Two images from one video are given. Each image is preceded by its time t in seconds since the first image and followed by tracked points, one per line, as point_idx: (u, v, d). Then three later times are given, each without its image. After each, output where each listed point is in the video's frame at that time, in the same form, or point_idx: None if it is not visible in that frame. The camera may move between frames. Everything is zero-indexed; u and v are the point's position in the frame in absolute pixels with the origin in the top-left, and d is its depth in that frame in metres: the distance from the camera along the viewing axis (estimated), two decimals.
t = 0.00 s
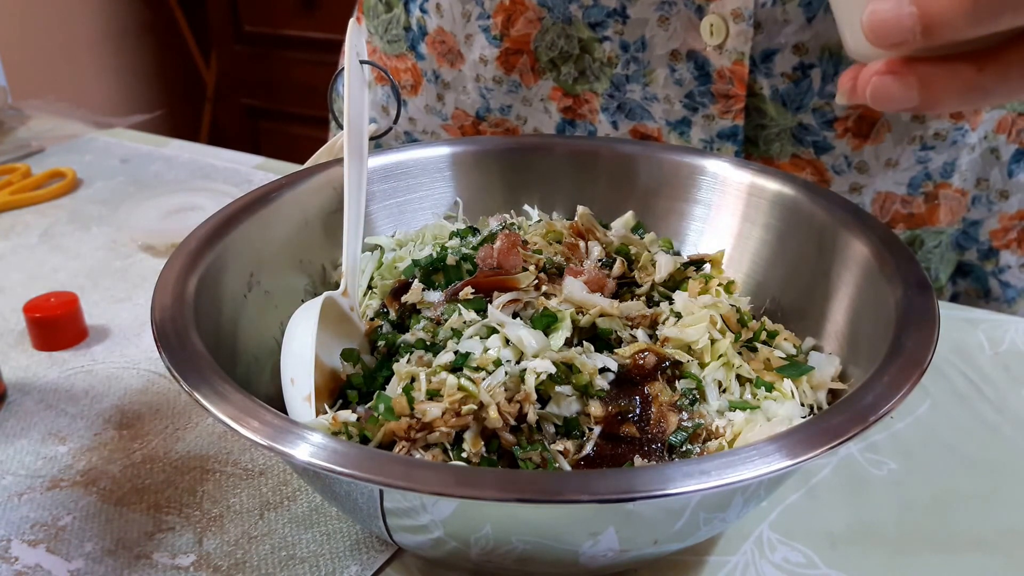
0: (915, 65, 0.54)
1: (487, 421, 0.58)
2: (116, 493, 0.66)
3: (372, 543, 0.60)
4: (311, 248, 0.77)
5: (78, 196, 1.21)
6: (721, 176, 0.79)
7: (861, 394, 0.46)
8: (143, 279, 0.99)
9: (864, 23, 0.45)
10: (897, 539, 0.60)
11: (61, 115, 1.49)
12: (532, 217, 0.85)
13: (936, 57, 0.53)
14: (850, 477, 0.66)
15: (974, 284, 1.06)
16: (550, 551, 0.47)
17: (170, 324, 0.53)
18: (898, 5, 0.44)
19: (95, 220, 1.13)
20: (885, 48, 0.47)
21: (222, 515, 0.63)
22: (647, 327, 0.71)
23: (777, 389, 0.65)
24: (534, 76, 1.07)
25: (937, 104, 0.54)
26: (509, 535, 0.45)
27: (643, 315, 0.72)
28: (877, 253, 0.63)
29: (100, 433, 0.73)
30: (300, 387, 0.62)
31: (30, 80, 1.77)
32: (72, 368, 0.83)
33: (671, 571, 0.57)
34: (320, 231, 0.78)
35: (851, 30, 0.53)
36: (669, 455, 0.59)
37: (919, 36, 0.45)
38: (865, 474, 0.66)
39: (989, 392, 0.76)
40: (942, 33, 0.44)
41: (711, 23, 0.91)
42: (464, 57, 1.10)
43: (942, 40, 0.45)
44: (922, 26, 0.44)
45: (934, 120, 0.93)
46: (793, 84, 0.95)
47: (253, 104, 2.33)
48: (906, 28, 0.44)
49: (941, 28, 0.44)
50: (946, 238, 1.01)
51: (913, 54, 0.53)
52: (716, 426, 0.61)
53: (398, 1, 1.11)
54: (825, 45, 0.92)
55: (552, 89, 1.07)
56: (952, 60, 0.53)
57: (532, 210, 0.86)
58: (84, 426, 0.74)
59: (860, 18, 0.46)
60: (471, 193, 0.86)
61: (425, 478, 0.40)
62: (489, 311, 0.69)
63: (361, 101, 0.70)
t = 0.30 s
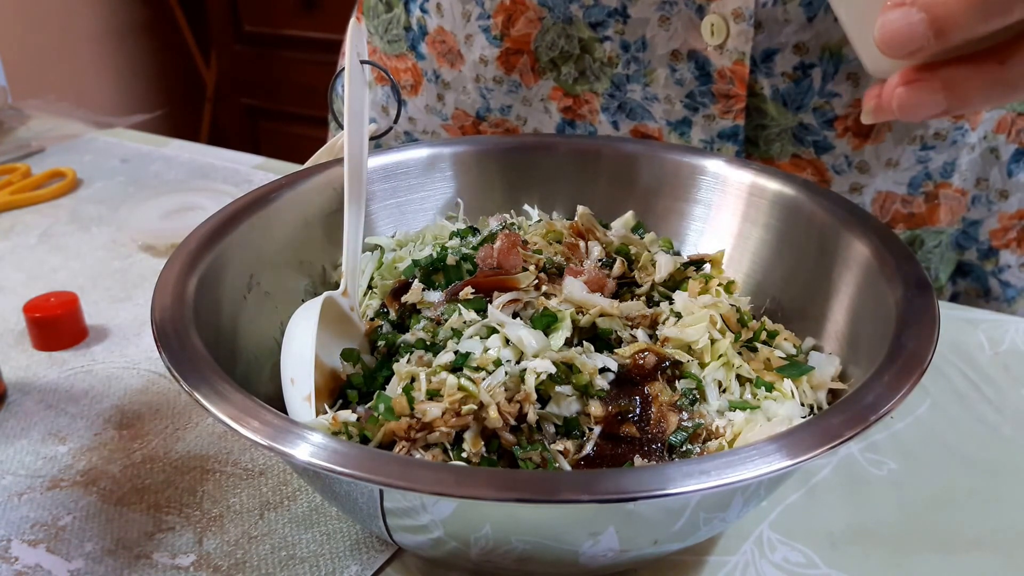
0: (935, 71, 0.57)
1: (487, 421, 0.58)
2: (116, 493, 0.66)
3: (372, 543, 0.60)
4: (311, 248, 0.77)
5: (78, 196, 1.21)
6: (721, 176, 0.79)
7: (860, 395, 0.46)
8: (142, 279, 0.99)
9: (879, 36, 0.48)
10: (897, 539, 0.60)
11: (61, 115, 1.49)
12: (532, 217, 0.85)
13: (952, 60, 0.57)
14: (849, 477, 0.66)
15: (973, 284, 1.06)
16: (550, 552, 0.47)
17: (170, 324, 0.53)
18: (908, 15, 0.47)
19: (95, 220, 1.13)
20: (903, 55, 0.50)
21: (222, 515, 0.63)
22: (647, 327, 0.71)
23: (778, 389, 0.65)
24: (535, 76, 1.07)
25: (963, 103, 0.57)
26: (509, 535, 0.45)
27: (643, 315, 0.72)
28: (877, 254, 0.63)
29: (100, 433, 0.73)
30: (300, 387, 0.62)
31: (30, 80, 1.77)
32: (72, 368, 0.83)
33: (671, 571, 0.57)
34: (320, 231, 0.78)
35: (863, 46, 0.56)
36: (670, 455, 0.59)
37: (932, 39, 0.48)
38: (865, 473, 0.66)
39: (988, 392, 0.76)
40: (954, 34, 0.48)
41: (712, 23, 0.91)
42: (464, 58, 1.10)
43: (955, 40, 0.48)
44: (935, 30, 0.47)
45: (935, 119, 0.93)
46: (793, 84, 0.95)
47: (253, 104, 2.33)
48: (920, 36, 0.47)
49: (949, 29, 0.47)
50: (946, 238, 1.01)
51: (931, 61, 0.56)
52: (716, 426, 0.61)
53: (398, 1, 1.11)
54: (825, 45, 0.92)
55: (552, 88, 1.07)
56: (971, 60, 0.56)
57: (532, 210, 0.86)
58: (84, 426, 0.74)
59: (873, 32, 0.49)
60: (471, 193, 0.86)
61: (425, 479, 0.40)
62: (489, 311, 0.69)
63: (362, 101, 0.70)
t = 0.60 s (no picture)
0: (918, 85, 0.57)
1: (487, 421, 0.58)
2: (116, 493, 0.66)
3: (372, 543, 0.60)
4: (311, 248, 0.77)
5: (78, 196, 1.21)
6: (722, 176, 0.79)
7: (860, 394, 0.46)
8: (142, 279, 0.99)
9: (866, 50, 0.46)
10: (897, 539, 0.60)
11: (61, 115, 1.49)
12: (532, 217, 0.85)
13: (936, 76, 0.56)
14: (849, 477, 0.66)
15: (974, 283, 1.05)
16: (550, 551, 0.47)
17: (170, 324, 0.53)
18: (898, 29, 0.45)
19: (95, 220, 1.13)
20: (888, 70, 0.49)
21: (222, 515, 0.63)
22: (647, 327, 0.71)
23: (778, 389, 0.65)
24: (535, 77, 1.07)
25: (941, 120, 0.57)
26: (509, 535, 0.45)
27: (643, 315, 0.72)
28: (877, 254, 0.64)
29: (100, 433, 0.73)
30: (300, 387, 0.62)
31: (30, 81, 1.77)
32: (72, 368, 0.83)
33: (671, 571, 0.57)
34: (320, 231, 0.78)
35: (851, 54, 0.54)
36: (670, 455, 0.59)
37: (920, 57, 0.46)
38: (865, 473, 0.66)
39: (988, 392, 0.76)
40: (940, 52, 0.46)
41: (713, 23, 0.91)
42: (464, 58, 1.10)
43: (939, 59, 0.47)
44: (922, 49, 0.46)
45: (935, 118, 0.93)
46: (794, 83, 0.95)
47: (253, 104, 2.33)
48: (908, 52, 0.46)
49: (937, 47, 0.46)
50: (947, 238, 1.01)
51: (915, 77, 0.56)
52: (716, 426, 0.61)
53: (399, 1, 1.11)
54: (826, 45, 0.92)
55: (552, 89, 1.07)
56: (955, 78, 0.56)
57: (532, 210, 0.86)
58: (84, 426, 0.74)
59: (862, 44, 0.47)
60: (471, 193, 0.86)
61: (425, 478, 0.40)
62: (489, 311, 0.69)
63: (362, 101, 0.70)
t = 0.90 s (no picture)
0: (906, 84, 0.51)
1: (487, 421, 0.58)
2: (116, 493, 0.66)
3: (372, 543, 0.60)
4: (311, 248, 0.77)
5: (78, 196, 1.21)
6: (722, 176, 0.79)
7: (860, 394, 0.46)
8: (142, 279, 0.99)
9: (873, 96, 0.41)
10: (897, 539, 0.60)
11: (60, 115, 1.49)
12: (532, 217, 0.85)
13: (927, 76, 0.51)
14: (850, 477, 0.66)
15: (974, 282, 1.06)
16: (550, 551, 0.47)
17: (170, 323, 0.53)
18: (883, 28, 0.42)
19: (95, 220, 1.13)
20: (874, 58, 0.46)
21: (222, 515, 0.63)
22: (647, 327, 0.71)
23: (778, 389, 0.65)
24: (536, 77, 1.07)
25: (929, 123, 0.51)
26: (509, 535, 0.45)
27: (643, 315, 0.72)
28: (877, 254, 0.63)
29: (100, 433, 0.73)
30: (301, 387, 0.62)
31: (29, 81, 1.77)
32: (72, 368, 0.83)
33: (670, 570, 0.57)
34: (320, 231, 0.78)
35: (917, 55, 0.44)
36: (670, 455, 0.59)
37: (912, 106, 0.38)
38: (865, 473, 0.66)
39: (989, 392, 0.75)
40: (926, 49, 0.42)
41: (714, 23, 0.91)
42: (464, 59, 1.10)
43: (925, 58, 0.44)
44: (923, 117, 0.35)
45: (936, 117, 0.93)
46: (795, 83, 0.95)
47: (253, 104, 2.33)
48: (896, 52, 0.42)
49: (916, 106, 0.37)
50: (948, 237, 1.01)
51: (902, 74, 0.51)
52: (716, 426, 0.61)
53: (399, 1, 1.11)
54: (827, 44, 0.92)
55: (552, 89, 1.07)
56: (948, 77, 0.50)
57: (532, 210, 0.86)
58: (84, 426, 0.74)
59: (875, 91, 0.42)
60: (472, 193, 0.86)
61: (425, 478, 0.40)
62: (489, 311, 0.69)
63: (362, 101, 0.70)
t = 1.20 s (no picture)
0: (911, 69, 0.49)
1: (487, 421, 0.58)
2: (116, 493, 0.66)
3: (372, 543, 0.60)
4: (311, 248, 0.77)
5: (78, 197, 1.21)
6: (722, 176, 0.79)
7: (860, 394, 0.46)
8: (142, 280, 0.99)
9: None
10: (897, 539, 0.60)
11: (60, 115, 1.49)
12: (532, 217, 0.85)
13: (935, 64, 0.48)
14: (849, 477, 0.66)
15: (974, 281, 1.03)
16: (550, 551, 0.47)
17: (170, 323, 0.53)
18: None
19: (95, 220, 1.13)
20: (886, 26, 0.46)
21: (222, 515, 0.63)
22: (646, 327, 0.72)
23: (777, 389, 0.65)
24: (537, 78, 1.08)
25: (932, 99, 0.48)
26: (509, 535, 0.45)
27: (643, 315, 0.72)
28: (877, 254, 0.63)
29: (100, 433, 0.73)
30: (301, 387, 0.62)
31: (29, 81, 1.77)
32: (72, 368, 0.83)
33: (670, 570, 0.57)
34: (319, 231, 0.78)
35: None
36: (669, 455, 0.59)
37: None
38: (865, 473, 0.66)
39: (989, 393, 0.75)
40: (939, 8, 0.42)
41: (715, 23, 0.91)
42: (465, 59, 1.10)
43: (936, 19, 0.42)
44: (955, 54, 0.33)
45: (936, 114, 0.93)
46: (797, 82, 0.95)
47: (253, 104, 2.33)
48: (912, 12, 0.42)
49: None
50: (947, 236, 1.00)
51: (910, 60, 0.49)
52: (716, 426, 0.61)
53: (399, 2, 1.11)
54: (829, 43, 0.92)
55: (553, 90, 1.08)
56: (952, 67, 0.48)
57: (532, 210, 0.86)
58: (84, 426, 0.74)
59: None
60: (472, 193, 0.86)
61: (425, 479, 0.40)
62: (489, 311, 0.69)
63: (362, 102, 0.70)
